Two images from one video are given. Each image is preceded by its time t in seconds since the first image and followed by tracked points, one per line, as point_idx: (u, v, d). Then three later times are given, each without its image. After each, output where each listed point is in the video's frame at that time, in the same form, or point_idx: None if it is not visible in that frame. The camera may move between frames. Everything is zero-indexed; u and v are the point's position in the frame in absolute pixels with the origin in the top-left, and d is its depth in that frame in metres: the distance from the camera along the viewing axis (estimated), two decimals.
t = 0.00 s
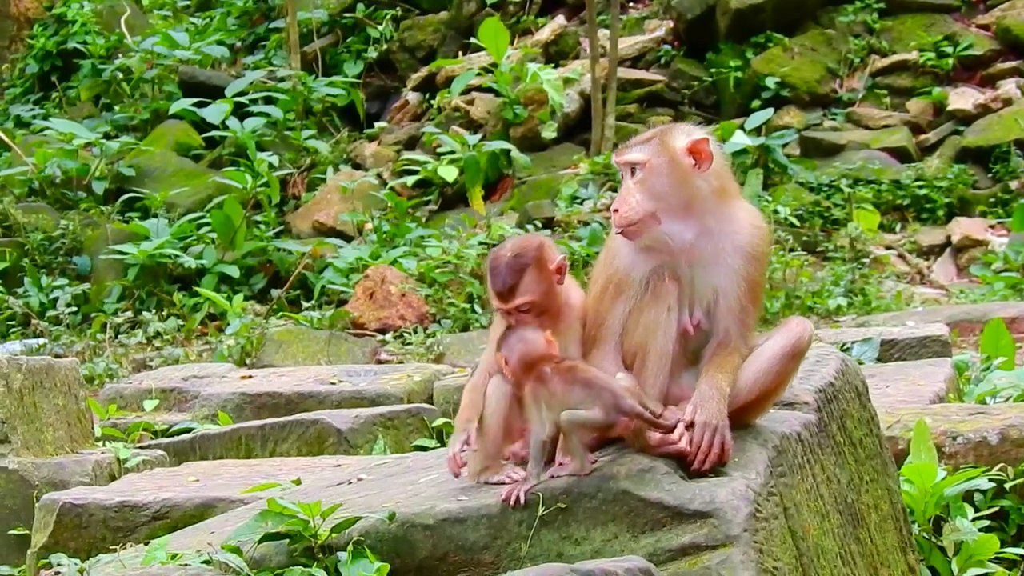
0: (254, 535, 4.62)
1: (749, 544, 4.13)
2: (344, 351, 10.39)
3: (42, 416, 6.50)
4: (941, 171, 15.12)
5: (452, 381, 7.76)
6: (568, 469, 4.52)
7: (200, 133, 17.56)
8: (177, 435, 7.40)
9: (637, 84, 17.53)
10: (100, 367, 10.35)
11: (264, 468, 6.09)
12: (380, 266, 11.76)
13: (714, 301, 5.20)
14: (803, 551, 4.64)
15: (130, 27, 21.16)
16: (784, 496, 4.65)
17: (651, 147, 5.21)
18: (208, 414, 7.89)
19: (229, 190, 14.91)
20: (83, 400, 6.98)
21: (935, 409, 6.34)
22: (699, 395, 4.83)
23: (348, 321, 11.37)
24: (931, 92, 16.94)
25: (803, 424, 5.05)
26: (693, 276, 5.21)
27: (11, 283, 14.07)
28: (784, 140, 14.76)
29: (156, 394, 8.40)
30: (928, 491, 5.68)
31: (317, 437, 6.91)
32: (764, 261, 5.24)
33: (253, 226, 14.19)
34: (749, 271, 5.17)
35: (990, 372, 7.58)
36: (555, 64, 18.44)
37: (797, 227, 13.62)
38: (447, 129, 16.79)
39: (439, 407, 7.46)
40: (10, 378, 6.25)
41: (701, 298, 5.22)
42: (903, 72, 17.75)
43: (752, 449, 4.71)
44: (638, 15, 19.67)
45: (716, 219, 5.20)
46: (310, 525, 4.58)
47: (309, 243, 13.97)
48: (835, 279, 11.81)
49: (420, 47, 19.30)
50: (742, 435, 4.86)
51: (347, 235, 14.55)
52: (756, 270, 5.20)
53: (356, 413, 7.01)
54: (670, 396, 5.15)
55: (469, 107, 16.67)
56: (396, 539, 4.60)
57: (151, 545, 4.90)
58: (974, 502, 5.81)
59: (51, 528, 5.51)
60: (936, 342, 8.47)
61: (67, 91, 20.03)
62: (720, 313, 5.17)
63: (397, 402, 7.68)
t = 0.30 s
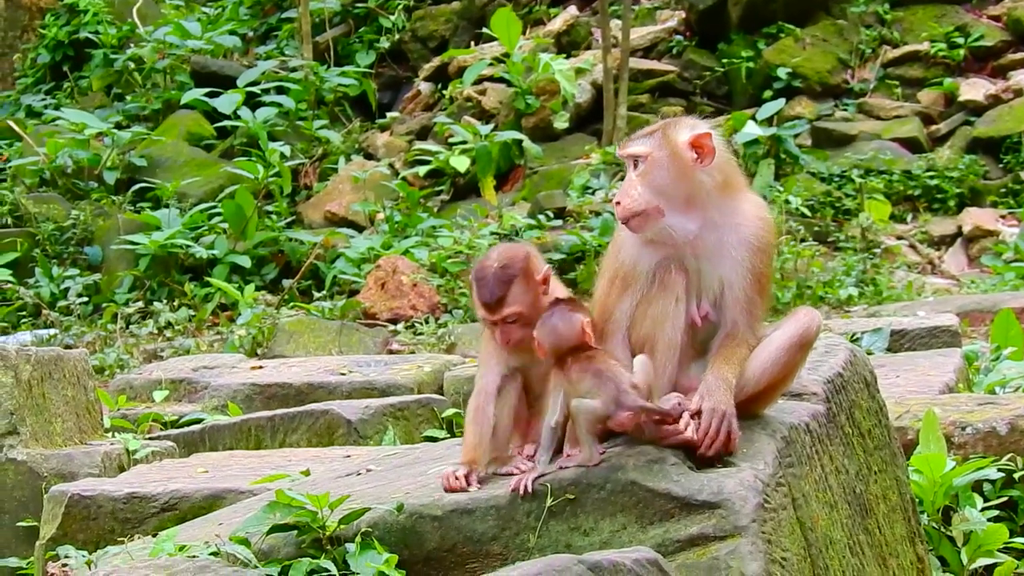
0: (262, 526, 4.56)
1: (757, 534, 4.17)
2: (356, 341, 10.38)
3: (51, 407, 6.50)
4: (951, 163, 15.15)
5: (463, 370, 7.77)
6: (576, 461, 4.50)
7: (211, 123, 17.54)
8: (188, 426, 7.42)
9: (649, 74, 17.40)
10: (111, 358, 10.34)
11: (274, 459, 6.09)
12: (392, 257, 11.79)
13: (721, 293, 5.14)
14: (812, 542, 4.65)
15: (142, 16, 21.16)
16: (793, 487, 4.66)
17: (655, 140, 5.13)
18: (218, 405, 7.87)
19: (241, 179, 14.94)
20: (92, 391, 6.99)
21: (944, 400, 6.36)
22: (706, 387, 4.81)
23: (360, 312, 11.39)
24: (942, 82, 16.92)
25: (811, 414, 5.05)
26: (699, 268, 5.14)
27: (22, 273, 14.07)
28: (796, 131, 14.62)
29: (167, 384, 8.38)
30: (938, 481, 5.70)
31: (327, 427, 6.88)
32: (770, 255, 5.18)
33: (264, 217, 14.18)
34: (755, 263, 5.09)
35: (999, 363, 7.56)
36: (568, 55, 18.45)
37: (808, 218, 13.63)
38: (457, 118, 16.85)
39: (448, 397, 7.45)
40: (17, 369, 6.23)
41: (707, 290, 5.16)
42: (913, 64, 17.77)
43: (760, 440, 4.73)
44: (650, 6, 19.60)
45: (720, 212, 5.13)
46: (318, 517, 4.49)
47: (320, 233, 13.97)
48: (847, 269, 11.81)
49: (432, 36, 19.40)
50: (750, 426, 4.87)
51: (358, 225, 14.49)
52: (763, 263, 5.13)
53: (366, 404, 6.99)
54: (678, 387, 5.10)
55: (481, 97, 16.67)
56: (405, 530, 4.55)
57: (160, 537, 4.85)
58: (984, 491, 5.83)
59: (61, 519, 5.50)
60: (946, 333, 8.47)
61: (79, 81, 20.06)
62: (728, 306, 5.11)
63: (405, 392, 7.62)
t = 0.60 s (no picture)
0: (258, 526, 4.52)
1: (755, 533, 4.19)
2: (356, 339, 10.38)
3: (49, 405, 6.45)
4: (950, 160, 15.17)
5: (462, 368, 7.74)
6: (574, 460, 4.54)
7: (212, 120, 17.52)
8: (186, 424, 7.43)
9: (650, 71, 17.51)
10: (110, 356, 10.34)
11: (274, 459, 6.08)
12: (392, 254, 11.79)
13: (718, 293, 5.14)
14: (809, 541, 4.65)
15: (143, 15, 21.33)
16: (790, 486, 4.66)
17: (650, 139, 5.08)
18: (216, 403, 7.89)
19: (241, 176, 14.91)
20: (90, 389, 6.86)
21: (942, 398, 6.37)
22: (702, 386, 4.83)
23: (360, 310, 11.31)
24: (940, 81, 17.09)
25: (808, 413, 5.04)
26: (696, 267, 5.13)
27: (21, 270, 14.04)
28: (795, 127, 14.32)
29: (164, 382, 8.35)
30: (935, 479, 5.67)
31: (326, 425, 6.91)
32: (768, 253, 5.16)
33: (264, 214, 14.13)
34: (752, 263, 5.09)
35: (998, 361, 7.60)
36: (569, 52, 18.45)
37: (808, 215, 13.52)
38: (458, 115, 16.81)
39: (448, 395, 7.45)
40: (13, 368, 6.26)
41: (704, 289, 5.16)
42: (912, 62, 17.87)
43: (758, 439, 4.74)
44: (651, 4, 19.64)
45: (717, 212, 5.09)
46: (315, 516, 4.46)
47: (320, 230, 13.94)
48: (847, 267, 11.82)
49: (433, 34, 19.43)
50: (747, 425, 4.86)
51: (359, 223, 14.44)
52: (761, 263, 5.11)
53: (366, 402, 7.04)
54: (676, 386, 5.07)
55: (482, 95, 16.66)
56: (403, 529, 4.51)
57: (156, 535, 4.82)
58: (982, 490, 5.85)
59: (57, 518, 5.47)
60: (945, 331, 8.48)
61: (78, 78, 19.94)
62: (725, 305, 5.12)
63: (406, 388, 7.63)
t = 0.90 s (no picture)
0: (238, 533, 4.56)
1: (734, 542, 4.17)
2: (337, 347, 10.36)
3: (28, 413, 6.52)
4: (932, 171, 15.17)
5: (441, 377, 7.65)
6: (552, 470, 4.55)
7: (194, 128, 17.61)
8: (166, 431, 7.43)
9: (631, 81, 17.72)
10: (90, 364, 10.33)
11: (251, 466, 6.04)
12: (374, 263, 11.83)
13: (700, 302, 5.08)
14: (788, 550, 4.65)
15: (124, 22, 21.30)
16: (770, 496, 4.66)
17: (634, 148, 5.07)
18: (196, 411, 7.88)
19: (223, 185, 14.91)
20: (70, 397, 6.95)
21: (921, 408, 6.37)
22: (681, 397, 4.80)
23: (342, 317, 11.38)
24: (923, 91, 17.07)
25: (787, 422, 5.04)
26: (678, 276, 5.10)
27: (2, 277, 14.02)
28: (778, 137, 14.65)
29: (145, 390, 8.36)
30: (916, 490, 5.68)
31: (306, 433, 6.88)
32: (750, 263, 5.14)
33: (246, 222, 14.14)
34: (734, 273, 5.06)
35: (978, 371, 7.57)
36: (551, 61, 18.55)
37: (790, 225, 13.74)
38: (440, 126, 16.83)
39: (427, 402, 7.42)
40: None
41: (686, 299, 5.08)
42: (895, 72, 17.81)
43: (737, 448, 4.74)
44: (632, 14, 20.00)
45: (699, 222, 5.07)
46: (294, 523, 4.50)
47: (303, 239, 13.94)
48: (828, 277, 11.85)
49: (416, 43, 19.33)
50: (728, 435, 4.88)
51: (341, 231, 14.57)
52: (742, 272, 5.09)
53: (346, 410, 7.00)
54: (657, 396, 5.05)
55: (464, 103, 16.79)
56: (382, 537, 4.51)
57: (135, 543, 4.84)
58: (962, 500, 5.85)
59: (37, 526, 5.49)
60: (925, 341, 8.48)
61: (60, 85, 20.04)
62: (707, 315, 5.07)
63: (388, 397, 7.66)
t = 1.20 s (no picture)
0: (217, 553, 4.38)
1: (737, 562, 3.94)
2: (321, 358, 10.12)
3: None
4: (942, 174, 14.98)
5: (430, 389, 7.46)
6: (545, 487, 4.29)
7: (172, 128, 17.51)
8: (141, 445, 7.22)
9: (628, 81, 17.55)
10: (63, 375, 10.10)
11: (233, 482, 5.85)
12: (359, 270, 11.52)
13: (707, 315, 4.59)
14: (792, 571, 4.44)
15: (101, 18, 20.89)
16: (774, 514, 4.45)
17: (627, 152, 4.76)
18: (174, 424, 7.69)
19: (201, 187, 14.77)
20: (43, 409, 6.69)
21: (931, 423, 6.14)
22: (678, 416, 4.59)
23: (326, 326, 11.12)
24: (932, 92, 16.86)
25: (792, 437, 4.83)
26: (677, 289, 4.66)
27: None
28: (779, 139, 13.80)
29: (119, 402, 8.16)
30: (926, 508, 5.44)
31: (288, 448, 6.72)
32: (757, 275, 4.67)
33: (225, 227, 13.97)
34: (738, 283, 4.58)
35: (991, 385, 7.34)
36: (544, 59, 18.36)
37: (794, 231, 13.29)
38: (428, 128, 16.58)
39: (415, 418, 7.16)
40: None
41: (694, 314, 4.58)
42: (904, 72, 17.63)
43: (740, 464, 4.53)
44: (630, 9, 19.74)
45: (697, 228, 4.65)
46: (276, 542, 4.33)
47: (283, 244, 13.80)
48: (834, 286, 11.64)
49: (403, 40, 19.37)
50: (730, 451, 4.67)
51: (324, 236, 14.25)
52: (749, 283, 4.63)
53: (330, 423, 6.78)
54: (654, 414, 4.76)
55: (453, 103, 16.54)
56: (367, 557, 4.30)
57: (108, 562, 4.62)
58: (974, 519, 5.57)
59: (7, 543, 5.30)
60: (936, 353, 8.27)
61: (33, 84, 19.58)
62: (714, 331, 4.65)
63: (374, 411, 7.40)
